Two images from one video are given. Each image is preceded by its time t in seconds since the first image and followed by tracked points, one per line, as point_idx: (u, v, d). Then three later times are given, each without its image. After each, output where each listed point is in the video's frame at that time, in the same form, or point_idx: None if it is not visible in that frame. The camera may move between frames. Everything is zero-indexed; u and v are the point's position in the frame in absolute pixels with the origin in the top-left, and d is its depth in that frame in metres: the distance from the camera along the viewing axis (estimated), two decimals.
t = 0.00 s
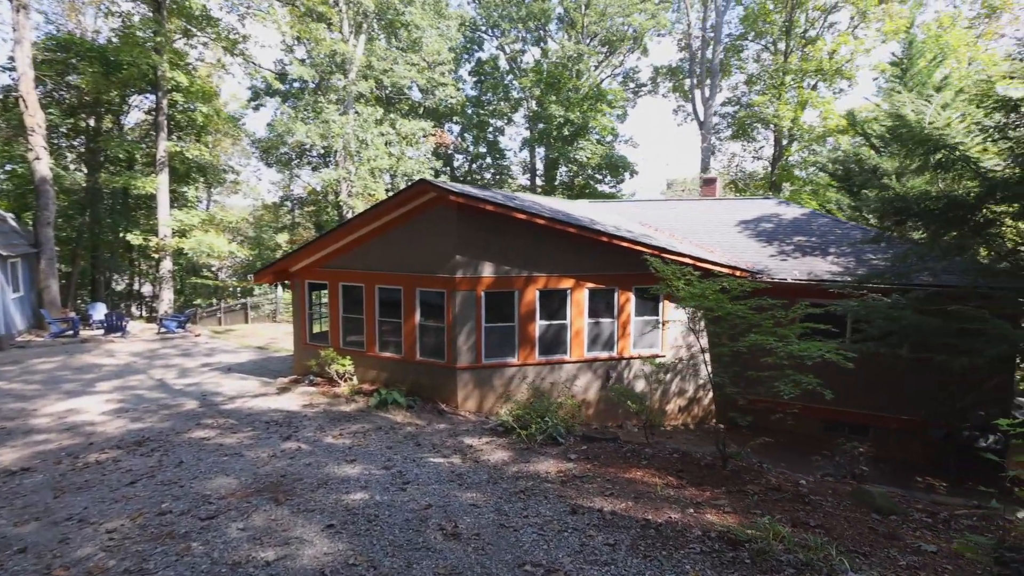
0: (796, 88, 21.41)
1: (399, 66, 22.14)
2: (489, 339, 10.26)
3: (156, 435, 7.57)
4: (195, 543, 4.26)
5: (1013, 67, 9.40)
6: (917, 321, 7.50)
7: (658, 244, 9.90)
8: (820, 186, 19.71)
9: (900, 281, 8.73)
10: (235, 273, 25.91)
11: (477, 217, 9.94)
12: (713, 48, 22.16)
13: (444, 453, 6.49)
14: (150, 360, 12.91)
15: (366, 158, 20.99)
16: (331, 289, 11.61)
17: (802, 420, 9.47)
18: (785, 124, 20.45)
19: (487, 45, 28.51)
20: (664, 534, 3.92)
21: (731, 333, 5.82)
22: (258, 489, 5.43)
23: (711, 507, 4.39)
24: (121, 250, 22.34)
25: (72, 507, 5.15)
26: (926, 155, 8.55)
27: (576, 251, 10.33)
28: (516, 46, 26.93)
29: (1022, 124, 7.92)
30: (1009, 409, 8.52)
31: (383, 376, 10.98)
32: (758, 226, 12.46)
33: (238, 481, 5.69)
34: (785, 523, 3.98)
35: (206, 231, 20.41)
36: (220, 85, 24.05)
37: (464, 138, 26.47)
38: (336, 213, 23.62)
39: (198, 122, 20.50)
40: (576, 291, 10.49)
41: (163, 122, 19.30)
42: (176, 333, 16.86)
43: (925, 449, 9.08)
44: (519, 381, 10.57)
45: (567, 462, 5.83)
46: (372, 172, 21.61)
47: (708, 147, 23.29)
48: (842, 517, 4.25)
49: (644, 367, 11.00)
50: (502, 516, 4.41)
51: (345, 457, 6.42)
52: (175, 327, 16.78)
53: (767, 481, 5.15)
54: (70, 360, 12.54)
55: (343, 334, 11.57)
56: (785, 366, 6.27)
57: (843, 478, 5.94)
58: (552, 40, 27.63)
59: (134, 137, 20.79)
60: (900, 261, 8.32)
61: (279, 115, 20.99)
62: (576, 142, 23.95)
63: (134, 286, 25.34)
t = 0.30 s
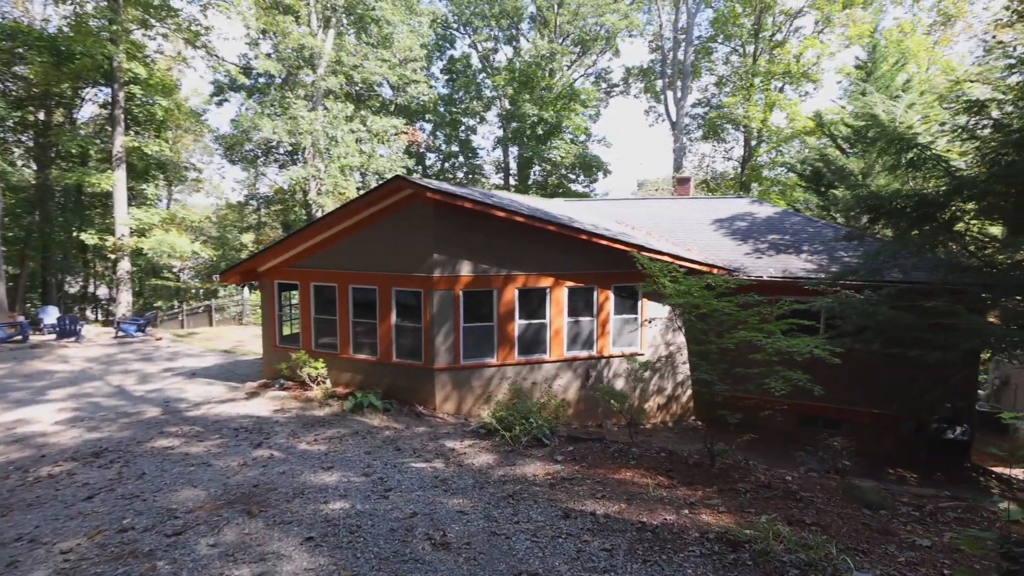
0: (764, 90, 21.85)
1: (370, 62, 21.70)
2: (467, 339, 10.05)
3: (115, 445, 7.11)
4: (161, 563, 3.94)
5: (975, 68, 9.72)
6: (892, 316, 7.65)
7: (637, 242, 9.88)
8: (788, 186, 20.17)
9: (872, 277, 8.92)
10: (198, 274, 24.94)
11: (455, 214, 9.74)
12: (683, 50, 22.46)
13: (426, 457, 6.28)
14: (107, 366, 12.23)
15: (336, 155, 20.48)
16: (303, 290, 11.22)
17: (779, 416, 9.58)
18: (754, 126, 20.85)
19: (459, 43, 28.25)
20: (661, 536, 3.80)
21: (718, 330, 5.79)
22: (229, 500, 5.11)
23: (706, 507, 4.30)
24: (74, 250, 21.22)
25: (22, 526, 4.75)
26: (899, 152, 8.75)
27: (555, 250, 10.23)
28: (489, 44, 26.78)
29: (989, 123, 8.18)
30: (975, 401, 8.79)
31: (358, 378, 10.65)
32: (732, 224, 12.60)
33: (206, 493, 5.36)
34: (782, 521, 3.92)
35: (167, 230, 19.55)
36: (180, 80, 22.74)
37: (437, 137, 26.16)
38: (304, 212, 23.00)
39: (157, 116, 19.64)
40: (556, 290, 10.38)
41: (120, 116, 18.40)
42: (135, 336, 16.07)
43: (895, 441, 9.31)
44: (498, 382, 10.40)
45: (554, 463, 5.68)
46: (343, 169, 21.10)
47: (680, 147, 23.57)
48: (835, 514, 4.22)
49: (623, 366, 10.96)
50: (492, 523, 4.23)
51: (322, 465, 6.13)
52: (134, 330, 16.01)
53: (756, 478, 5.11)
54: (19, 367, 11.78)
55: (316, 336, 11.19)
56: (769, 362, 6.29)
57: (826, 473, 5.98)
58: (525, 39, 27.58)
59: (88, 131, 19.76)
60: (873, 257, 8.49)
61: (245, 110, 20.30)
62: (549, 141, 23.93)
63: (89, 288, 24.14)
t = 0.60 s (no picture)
0: (734, 91, 22.19)
1: (341, 58, 21.18)
2: (446, 339, 9.83)
3: (73, 456, 6.64)
4: None
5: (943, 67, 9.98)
6: (869, 312, 7.78)
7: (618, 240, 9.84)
8: (760, 186, 20.50)
9: (847, 275, 9.08)
10: (160, 276, 23.93)
11: (433, 211, 9.51)
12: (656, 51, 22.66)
13: (408, 462, 6.05)
14: (63, 372, 11.55)
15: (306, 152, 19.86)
16: (274, 290, 10.81)
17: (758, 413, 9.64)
18: (726, 126, 21.15)
19: (432, 40, 27.93)
20: (660, 540, 3.69)
21: (709, 326, 5.74)
22: (199, 513, 4.80)
23: (702, 508, 4.21)
24: (26, 250, 20.09)
25: None
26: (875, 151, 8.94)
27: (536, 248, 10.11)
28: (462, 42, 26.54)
29: (958, 121, 8.42)
30: (946, 395, 9.01)
31: (333, 381, 10.30)
32: (709, 223, 12.69)
33: (175, 506, 5.03)
34: (781, 521, 3.85)
35: (127, 229, 18.68)
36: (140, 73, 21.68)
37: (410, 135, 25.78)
38: (273, 211, 22.32)
39: (116, 110, 18.74)
40: (536, 289, 10.25)
41: (76, 109, 17.50)
42: (94, 340, 15.28)
43: (871, 434, 9.48)
44: (478, 383, 10.20)
45: (542, 466, 5.53)
46: (313, 167, 20.53)
47: (654, 147, 23.74)
48: (831, 511, 4.18)
49: (603, 364, 10.89)
50: (482, 530, 4.05)
51: (298, 472, 5.84)
52: (93, 334, 15.23)
53: (749, 476, 5.06)
54: None
55: (288, 337, 10.79)
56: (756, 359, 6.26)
57: (813, 468, 5.98)
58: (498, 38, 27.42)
59: (41, 124, 18.77)
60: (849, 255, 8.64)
61: (210, 105, 19.57)
62: (524, 140, 23.83)
63: (43, 291, 22.92)
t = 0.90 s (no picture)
0: (708, 93, 22.54)
1: (313, 53, 20.63)
2: (427, 340, 9.62)
3: (32, 468, 6.23)
4: None
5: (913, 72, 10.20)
6: (849, 309, 7.92)
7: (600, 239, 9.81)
8: (733, 186, 20.83)
9: (825, 273, 9.23)
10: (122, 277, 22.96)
11: (413, 209, 9.29)
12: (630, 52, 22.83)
13: (394, 467, 5.85)
14: (19, 379, 10.91)
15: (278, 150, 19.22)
16: (247, 291, 10.42)
17: (739, 410, 9.72)
18: (700, 127, 21.48)
19: (405, 37, 27.58)
20: (663, 543, 3.61)
21: (700, 324, 5.71)
22: (174, 527, 4.53)
23: (702, 509, 4.15)
24: None
25: None
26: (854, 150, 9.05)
27: (517, 246, 9.99)
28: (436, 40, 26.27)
29: (930, 122, 8.65)
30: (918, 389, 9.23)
31: (309, 384, 9.97)
32: (688, 222, 12.76)
33: (147, 520, 4.73)
34: (783, 522, 3.81)
35: (87, 228, 17.82)
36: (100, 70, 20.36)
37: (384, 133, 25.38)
38: (242, 210, 21.66)
39: (74, 104, 17.88)
40: (518, 288, 10.12)
41: (30, 102, 16.63)
42: (53, 345, 14.58)
43: (848, 429, 9.66)
44: (459, 384, 10.03)
45: (534, 468, 5.40)
46: (284, 164, 19.97)
47: (629, 147, 23.90)
48: (828, 509, 4.18)
49: (586, 364, 10.83)
50: (479, 538, 3.91)
51: (278, 481, 5.59)
52: (52, 339, 14.52)
53: (742, 476, 5.04)
54: None
55: (262, 339, 10.41)
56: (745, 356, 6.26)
57: (801, 465, 6.01)
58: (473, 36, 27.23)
59: None
60: (828, 253, 8.79)
61: (175, 99, 18.85)
62: (500, 139, 23.71)
63: None
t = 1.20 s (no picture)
0: (682, 94, 22.87)
1: (285, 49, 20.08)
2: (409, 340, 9.43)
3: None
4: None
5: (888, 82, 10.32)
6: (830, 306, 8.07)
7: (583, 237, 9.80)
8: (707, 186, 21.14)
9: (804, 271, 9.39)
10: (82, 279, 21.97)
11: (395, 208, 9.10)
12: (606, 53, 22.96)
13: (382, 471, 5.68)
14: None
15: (249, 148, 18.56)
16: (219, 291, 10.04)
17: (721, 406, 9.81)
18: (676, 128, 21.81)
19: (379, 34, 27.20)
20: (668, 544, 3.55)
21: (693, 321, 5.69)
22: (150, 541, 4.27)
23: (701, 507, 4.11)
24: None
25: None
26: (833, 150, 9.22)
27: (500, 245, 9.90)
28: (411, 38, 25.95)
29: (904, 122, 8.87)
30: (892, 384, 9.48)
31: (286, 388, 9.65)
32: (667, 221, 12.85)
33: (120, 534, 4.46)
34: (785, 519, 3.80)
35: (44, 227, 16.97)
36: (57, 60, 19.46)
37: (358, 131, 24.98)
38: (210, 208, 20.96)
39: (29, 97, 17.00)
40: (501, 287, 10.01)
41: None
42: (8, 350, 13.84)
43: (826, 424, 9.86)
44: (442, 385, 9.86)
45: (527, 470, 5.31)
46: (255, 162, 19.39)
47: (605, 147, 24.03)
48: (826, 505, 4.19)
49: (569, 363, 10.78)
50: (478, 544, 3.79)
51: (260, 489, 5.35)
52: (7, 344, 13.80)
53: (736, 473, 5.03)
54: None
55: (235, 342, 10.05)
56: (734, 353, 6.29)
57: (789, 461, 6.06)
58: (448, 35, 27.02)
59: None
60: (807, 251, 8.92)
61: (139, 94, 18.13)
62: (477, 138, 23.56)
63: None
